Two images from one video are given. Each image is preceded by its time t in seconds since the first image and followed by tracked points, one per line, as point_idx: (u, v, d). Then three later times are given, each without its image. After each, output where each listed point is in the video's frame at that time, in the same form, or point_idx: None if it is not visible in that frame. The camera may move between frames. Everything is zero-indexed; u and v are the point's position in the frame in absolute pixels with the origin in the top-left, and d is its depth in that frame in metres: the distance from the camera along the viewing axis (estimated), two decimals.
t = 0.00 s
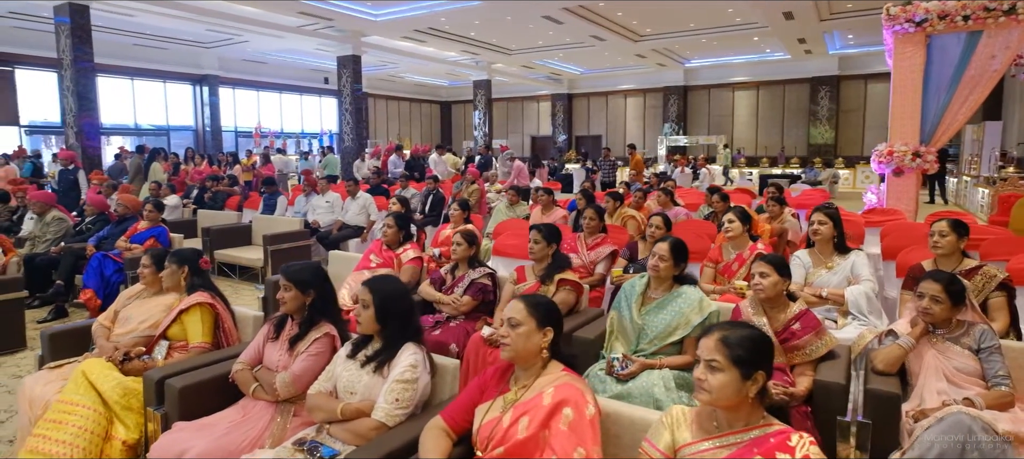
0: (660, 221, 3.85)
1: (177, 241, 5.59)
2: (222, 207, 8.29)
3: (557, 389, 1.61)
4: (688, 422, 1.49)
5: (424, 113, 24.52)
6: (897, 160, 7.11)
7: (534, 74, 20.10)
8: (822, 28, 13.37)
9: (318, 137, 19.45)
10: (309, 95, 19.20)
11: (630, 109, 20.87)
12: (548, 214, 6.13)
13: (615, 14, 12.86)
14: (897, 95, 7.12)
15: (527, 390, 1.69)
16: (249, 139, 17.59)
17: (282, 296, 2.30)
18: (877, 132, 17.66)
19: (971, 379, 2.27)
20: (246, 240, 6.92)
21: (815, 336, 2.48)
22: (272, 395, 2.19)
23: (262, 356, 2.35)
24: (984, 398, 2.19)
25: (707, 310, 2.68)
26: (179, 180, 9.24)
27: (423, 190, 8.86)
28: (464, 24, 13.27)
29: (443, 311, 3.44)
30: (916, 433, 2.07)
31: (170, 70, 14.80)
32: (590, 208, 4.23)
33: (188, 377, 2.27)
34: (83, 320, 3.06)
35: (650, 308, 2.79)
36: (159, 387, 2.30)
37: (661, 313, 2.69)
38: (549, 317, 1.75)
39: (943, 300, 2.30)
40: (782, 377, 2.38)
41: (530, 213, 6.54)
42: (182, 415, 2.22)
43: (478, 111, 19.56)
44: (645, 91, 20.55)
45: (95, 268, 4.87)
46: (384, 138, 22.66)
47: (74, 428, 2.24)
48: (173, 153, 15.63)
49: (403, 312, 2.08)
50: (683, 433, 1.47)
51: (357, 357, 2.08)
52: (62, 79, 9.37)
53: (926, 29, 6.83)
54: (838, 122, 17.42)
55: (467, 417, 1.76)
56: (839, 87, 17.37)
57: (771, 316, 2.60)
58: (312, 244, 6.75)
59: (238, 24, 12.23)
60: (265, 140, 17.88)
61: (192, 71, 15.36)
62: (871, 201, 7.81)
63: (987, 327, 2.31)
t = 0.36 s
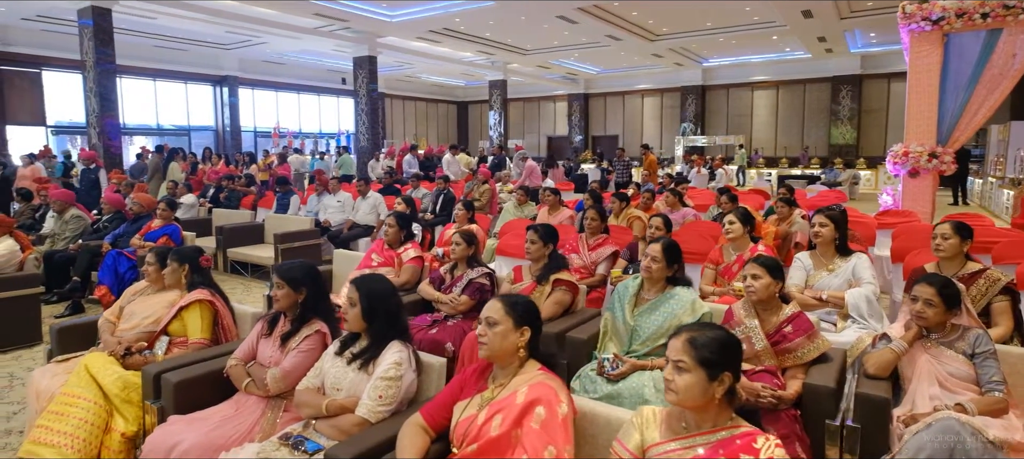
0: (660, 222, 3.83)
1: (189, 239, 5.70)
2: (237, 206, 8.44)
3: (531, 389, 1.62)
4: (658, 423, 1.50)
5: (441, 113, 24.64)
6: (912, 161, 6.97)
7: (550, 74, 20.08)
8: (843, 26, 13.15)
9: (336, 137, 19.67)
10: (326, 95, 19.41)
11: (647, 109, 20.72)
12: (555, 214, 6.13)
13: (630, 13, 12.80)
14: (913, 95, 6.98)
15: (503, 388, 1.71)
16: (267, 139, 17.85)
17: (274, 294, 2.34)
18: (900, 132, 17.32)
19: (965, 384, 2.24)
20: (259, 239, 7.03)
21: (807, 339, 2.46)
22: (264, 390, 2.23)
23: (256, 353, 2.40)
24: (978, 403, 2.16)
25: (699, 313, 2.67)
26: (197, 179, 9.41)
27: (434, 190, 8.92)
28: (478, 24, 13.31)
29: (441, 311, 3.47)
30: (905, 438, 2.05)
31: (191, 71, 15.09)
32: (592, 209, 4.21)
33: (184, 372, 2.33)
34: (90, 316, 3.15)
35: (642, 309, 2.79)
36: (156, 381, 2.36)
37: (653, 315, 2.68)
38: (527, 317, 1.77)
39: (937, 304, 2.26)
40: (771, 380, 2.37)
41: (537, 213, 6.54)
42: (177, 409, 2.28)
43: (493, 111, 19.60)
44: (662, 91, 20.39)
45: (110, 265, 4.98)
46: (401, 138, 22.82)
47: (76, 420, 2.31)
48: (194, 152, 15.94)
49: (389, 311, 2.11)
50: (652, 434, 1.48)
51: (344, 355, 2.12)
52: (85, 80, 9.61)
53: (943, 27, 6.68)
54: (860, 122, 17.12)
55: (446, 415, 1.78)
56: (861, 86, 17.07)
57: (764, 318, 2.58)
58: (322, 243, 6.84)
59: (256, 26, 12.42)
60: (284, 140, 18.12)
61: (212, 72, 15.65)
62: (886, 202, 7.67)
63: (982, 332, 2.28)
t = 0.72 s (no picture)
0: (660, 222, 3.81)
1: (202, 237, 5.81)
2: (252, 205, 8.59)
3: (508, 384, 1.64)
4: (630, 420, 1.51)
5: (457, 113, 24.74)
6: (928, 161, 6.82)
7: (566, 74, 20.04)
8: (863, 24, 12.92)
9: (353, 137, 19.86)
10: (343, 96, 19.61)
11: (664, 108, 20.57)
12: (562, 214, 6.12)
13: (645, 12, 12.72)
14: (930, 94, 6.83)
15: (483, 384, 1.73)
16: (285, 139, 18.09)
17: (270, 290, 2.38)
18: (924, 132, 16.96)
19: (959, 387, 2.20)
20: (271, 238, 7.14)
21: (799, 340, 2.45)
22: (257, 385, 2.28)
23: (252, 348, 2.46)
24: (971, 407, 2.12)
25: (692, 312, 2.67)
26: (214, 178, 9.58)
27: (445, 190, 8.99)
28: (493, 24, 13.34)
29: (441, 309, 3.50)
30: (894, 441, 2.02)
31: (211, 73, 15.37)
32: (593, 208, 4.18)
33: (182, 366, 2.39)
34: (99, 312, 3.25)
35: (636, 308, 2.79)
36: (156, 375, 2.42)
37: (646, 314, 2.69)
38: (507, 313, 1.79)
39: (931, 306, 2.23)
40: (761, 380, 2.35)
41: (546, 213, 6.54)
42: (175, 401, 2.34)
43: (509, 111, 19.62)
44: (680, 90, 20.20)
45: (125, 262, 5.10)
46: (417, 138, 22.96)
47: (78, 412, 2.38)
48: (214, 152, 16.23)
49: (378, 308, 2.14)
50: (624, 431, 1.49)
51: (334, 350, 2.16)
52: (107, 81, 9.86)
53: (960, 24, 6.54)
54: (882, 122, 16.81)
55: (428, 410, 1.81)
56: (884, 85, 16.75)
57: (757, 319, 2.56)
58: (332, 242, 6.92)
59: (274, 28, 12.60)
60: (301, 140, 18.35)
61: (232, 74, 15.93)
62: (903, 202, 7.53)
63: (978, 334, 2.24)
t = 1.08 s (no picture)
0: (662, 221, 3.79)
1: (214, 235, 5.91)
2: (266, 204, 8.73)
3: (487, 380, 1.66)
4: (605, 416, 1.51)
5: (473, 113, 24.80)
6: (945, 160, 6.66)
7: (581, 73, 19.98)
8: (883, 22, 12.66)
9: (369, 137, 20.03)
10: (360, 96, 19.78)
11: (680, 107, 20.40)
12: (569, 213, 6.11)
13: (660, 11, 12.63)
14: (948, 91, 6.69)
15: (463, 380, 1.75)
16: (303, 139, 18.32)
17: (265, 286, 2.43)
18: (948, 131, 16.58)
19: (954, 389, 2.17)
20: (283, 235, 7.24)
21: (793, 340, 2.42)
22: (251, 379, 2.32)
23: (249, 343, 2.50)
24: (965, 409, 2.08)
25: (686, 311, 2.66)
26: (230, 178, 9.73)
27: (457, 189, 9.03)
28: (507, 24, 13.35)
29: (440, 306, 3.52)
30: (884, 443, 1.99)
31: (230, 73, 15.62)
32: (596, 207, 4.17)
33: (181, 360, 2.44)
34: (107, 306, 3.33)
35: (631, 307, 2.79)
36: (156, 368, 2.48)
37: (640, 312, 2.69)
38: (489, 310, 1.80)
39: (926, 306, 2.19)
40: (753, 381, 2.34)
41: (553, 212, 6.54)
42: (174, 394, 2.40)
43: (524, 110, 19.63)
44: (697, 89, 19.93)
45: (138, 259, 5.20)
46: (432, 138, 23.07)
47: (82, 403, 2.45)
48: (232, 152, 16.51)
49: (368, 304, 2.17)
50: (598, 428, 1.49)
51: (325, 345, 2.19)
52: (127, 83, 10.07)
53: (979, 20, 6.39)
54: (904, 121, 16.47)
55: (411, 404, 1.83)
56: (907, 83, 16.41)
57: (752, 319, 2.54)
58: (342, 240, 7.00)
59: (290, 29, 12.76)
60: (318, 140, 18.56)
61: (250, 74, 16.19)
62: (920, 203, 7.38)
63: (975, 335, 2.20)
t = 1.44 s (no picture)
0: (661, 220, 3.75)
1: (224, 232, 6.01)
2: (278, 202, 8.84)
3: (465, 375, 1.68)
4: (577, 413, 1.52)
5: (487, 112, 24.84)
6: (960, 160, 6.47)
7: (595, 72, 19.90)
8: (904, 19, 12.41)
9: (383, 137, 20.17)
10: (374, 96, 19.91)
11: (695, 106, 20.22)
12: (574, 213, 6.08)
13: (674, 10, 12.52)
14: (964, 89, 6.54)
15: (443, 375, 1.77)
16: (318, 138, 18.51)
17: (259, 282, 2.47)
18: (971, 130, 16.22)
19: (945, 391, 2.14)
20: (292, 233, 7.33)
21: (784, 340, 2.41)
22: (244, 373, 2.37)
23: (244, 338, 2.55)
24: (956, 412, 2.06)
25: (678, 310, 2.65)
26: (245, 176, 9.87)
27: (466, 188, 9.07)
28: (519, 23, 13.34)
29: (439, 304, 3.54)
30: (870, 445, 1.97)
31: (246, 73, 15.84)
32: (596, 207, 4.16)
33: (178, 354, 2.50)
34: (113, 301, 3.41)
35: (624, 306, 2.79)
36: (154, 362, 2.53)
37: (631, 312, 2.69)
38: (469, 307, 1.82)
39: (918, 307, 2.16)
40: (741, 381, 2.33)
41: (559, 212, 6.53)
42: (170, 387, 2.45)
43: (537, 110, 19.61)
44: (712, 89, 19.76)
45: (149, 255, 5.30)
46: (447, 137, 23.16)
47: (83, 395, 2.52)
48: (248, 151, 16.76)
49: (356, 301, 2.20)
50: (570, 424, 1.50)
51: (314, 341, 2.23)
52: (145, 83, 10.26)
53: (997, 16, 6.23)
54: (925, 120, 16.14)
55: (393, 399, 1.85)
56: (928, 81, 16.08)
57: (743, 318, 2.53)
58: (350, 239, 7.06)
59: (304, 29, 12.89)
60: (333, 139, 18.73)
61: (267, 75, 16.40)
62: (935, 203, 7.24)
63: (968, 337, 2.17)
